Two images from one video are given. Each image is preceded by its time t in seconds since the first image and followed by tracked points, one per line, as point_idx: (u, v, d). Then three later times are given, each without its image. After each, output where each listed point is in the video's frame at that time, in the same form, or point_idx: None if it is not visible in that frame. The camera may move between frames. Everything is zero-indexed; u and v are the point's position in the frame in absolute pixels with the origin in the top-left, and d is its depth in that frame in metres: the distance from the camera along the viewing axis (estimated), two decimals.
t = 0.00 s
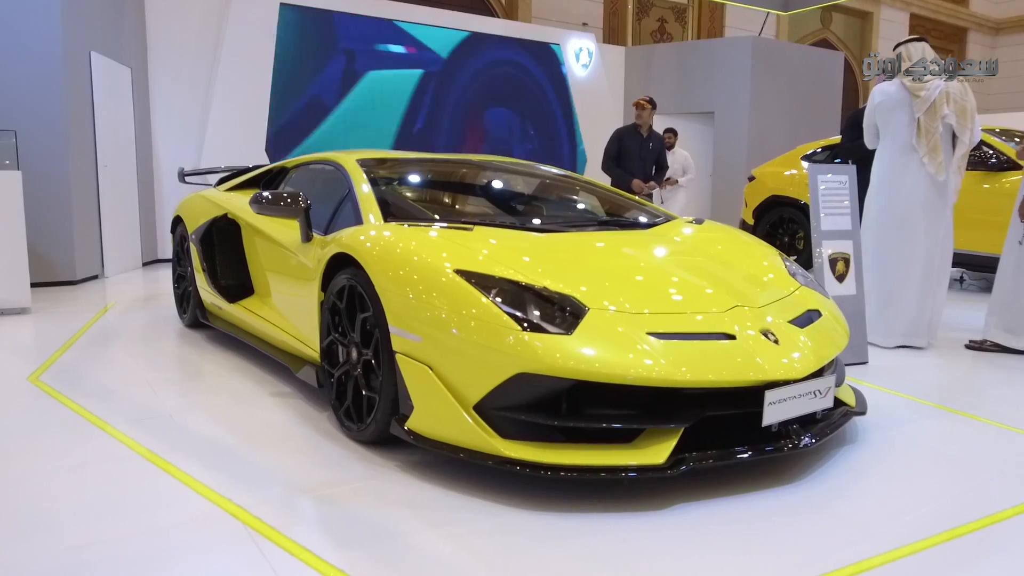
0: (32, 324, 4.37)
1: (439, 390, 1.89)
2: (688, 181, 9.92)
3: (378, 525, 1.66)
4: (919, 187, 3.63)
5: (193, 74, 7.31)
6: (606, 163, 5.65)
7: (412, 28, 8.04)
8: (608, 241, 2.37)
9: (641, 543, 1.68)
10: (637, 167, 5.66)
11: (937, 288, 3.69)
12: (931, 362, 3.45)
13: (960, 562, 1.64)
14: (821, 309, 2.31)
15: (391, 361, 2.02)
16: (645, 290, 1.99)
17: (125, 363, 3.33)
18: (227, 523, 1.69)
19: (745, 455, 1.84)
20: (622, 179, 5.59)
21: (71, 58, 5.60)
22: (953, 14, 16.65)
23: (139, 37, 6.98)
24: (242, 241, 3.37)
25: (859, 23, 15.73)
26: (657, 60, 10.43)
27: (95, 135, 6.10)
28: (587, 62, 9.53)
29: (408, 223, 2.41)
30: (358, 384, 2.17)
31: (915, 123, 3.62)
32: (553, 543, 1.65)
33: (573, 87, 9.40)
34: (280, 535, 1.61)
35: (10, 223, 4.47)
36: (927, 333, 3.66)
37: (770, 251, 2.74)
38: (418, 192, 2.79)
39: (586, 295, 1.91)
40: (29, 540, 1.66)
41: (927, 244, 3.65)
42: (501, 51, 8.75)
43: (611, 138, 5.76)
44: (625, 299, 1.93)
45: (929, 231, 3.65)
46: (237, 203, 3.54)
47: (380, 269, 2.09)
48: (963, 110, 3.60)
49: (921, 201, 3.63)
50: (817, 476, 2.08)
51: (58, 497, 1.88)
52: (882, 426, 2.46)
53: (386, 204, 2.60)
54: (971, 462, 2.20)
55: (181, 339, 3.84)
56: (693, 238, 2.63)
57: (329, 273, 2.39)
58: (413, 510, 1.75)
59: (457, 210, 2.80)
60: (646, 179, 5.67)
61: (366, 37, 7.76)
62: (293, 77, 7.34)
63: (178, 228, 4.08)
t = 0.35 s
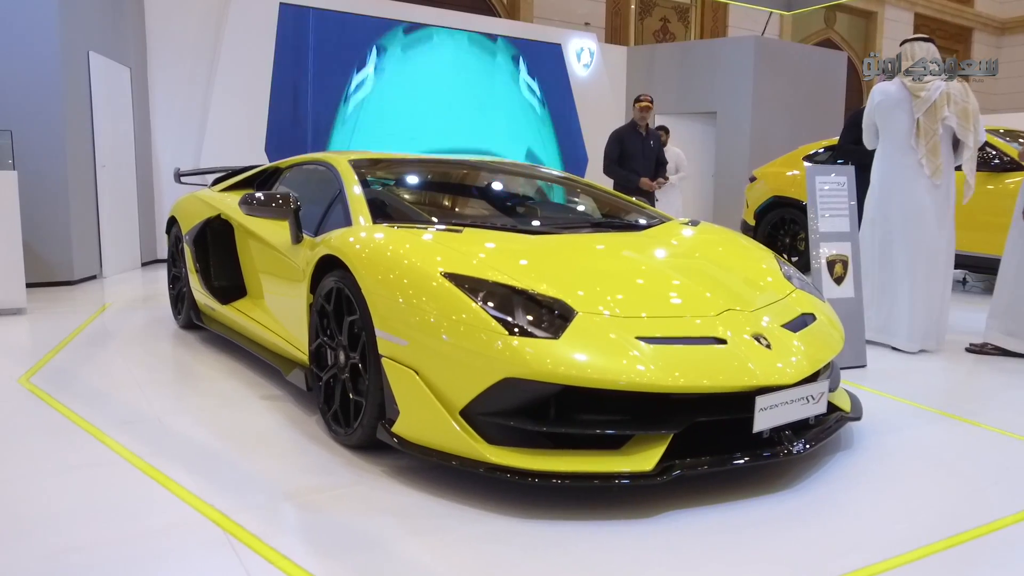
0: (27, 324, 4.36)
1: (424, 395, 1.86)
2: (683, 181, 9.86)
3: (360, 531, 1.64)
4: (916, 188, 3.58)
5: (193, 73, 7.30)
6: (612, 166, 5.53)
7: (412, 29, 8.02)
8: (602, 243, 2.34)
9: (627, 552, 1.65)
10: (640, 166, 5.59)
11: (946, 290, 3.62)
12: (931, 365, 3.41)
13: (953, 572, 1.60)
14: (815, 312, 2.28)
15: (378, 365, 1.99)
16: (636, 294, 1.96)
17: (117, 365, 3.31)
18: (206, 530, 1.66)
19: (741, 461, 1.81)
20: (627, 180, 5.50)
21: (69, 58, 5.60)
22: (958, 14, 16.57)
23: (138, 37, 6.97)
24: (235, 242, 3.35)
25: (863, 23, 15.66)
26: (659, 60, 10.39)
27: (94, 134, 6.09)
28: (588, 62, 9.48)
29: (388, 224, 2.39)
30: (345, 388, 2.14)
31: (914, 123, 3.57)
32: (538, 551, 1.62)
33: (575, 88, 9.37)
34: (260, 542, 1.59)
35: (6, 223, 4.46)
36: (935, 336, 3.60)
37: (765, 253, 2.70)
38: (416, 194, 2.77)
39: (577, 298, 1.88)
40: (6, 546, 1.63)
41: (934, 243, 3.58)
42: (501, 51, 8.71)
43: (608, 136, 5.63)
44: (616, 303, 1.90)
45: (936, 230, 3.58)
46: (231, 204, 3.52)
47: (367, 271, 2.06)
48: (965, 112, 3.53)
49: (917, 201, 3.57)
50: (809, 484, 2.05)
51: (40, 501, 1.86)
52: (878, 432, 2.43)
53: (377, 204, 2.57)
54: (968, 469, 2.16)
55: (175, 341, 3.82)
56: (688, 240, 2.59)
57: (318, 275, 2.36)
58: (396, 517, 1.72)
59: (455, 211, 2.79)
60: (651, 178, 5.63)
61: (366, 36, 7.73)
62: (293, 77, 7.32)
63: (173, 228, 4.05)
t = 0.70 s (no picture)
0: (23, 324, 4.36)
1: (410, 397, 1.84)
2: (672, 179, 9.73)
3: (342, 535, 1.62)
4: (914, 189, 3.54)
5: (192, 73, 7.28)
6: (613, 168, 5.49)
7: (411, 28, 8.00)
8: (595, 245, 2.32)
9: (612, 557, 1.62)
10: (640, 166, 5.57)
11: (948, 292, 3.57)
12: (929, 367, 3.37)
13: None
14: (808, 315, 2.25)
15: (364, 367, 1.97)
16: (624, 297, 1.94)
17: (110, 366, 3.30)
18: (186, 533, 1.64)
19: (735, 465, 1.79)
20: (629, 181, 5.46)
21: (67, 58, 5.59)
22: (962, 14, 16.48)
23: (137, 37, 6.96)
24: (229, 242, 3.33)
25: (867, 22, 15.60)
26: (660, 59, 10.36)
27: (92, 133, 6.09)
28: (589, 62, 9.45)
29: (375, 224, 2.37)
30: (332, 390, 2.12)
31: (911, 123, 3.54)
32: (521, 556, 1.60)
33: (575, 87, 9.34)
34: (241, 547, 1.57)
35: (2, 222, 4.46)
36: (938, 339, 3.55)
37: (760, 254, 2.67)
38: (414, 196, 2.77)
39: (567, 301, 1.86)
40: None
41: (935, 243, 3.53)
42: (501, 51, 8.69)
43: (605, 138, 5.57)
44: (606, 306, 1.88)
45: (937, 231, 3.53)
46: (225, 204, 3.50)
47: (355, 273, 2.04)
48: (962, 113, 3.50)
49: (914, 202, 3.54)
50: (801, 488, 2.02)
51: (24, 504, 1.85)
52: (872, 435, 2.40)
53: (369, 204, 2.55)
54: (963, 474, 2.13)
55: (169, 341, 3.81)
56: (682, 241, 2.56)
57: (306, 275, 2.34)
58: (380, 521, 1.70)
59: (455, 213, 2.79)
60: (653, 176, 5.61)
61: (365, 36, 7.71)
62: (292, 77, 7.30)
63: (168, 228, 4.04)
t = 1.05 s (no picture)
0: (21, 323, 4.36)
1: (395, 400, 1.81)
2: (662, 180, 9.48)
3: (322, 540, 1.59)
4: (917, 188, 3.50)
5: (194, 72, 7.28)
6: (614, 169, 5.34)
7: (414, 28, 7.97)
8: (590, 246, 2.28)
9: (598, 563, 1.59)
10: (643, 166, 5.41)
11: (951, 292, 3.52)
12: (931, 370, 3.33)
13: None
14: (803, 317, 2.22)
15: (350, 370, 1.95)
16: (617, 299, 1.91)
17: (104, 366, 3.28)
18: (165, 537, 1.62)
19: (731, 470, 1.77)
20: (631, 181, 5.30)
21: (69, 58, 5.59)
22: (972, 14, 16.33)
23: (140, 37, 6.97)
24: (224, 243, 3.32)
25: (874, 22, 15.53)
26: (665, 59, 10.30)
27: (94, 133, 6.09)
28: (593, 61, 9.40)
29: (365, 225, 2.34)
30: (320, 391, 2.10)
31: (914, 121, 3.49)
32: (505, 562, 1.57)
33: (579, 87, 9.30)
34: (219, 551, 1.55)
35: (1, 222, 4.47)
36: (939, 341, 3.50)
37: (756, 255, 2.64)
38: (415, 198, 2.76)
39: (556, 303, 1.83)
40: None
41: (937, 244, 3.49)
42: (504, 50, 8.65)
43: (606, 139, 5.43)
44: (598, 309, 1.85)
45: (940, 231, 3.49)
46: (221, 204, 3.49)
47: (343, 274, 2.02)
48: (963, 109, 3.47)
49: (916, 202, 3.50)
50: (794, 494, 1.98)
51: (6, 505, 1.83)
52: (868, 439, 2.36)
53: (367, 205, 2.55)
54: (961, 480, 2.09)
55: (165, 342, 3.80)
56: (677, 242, 2.53)
57: (295, 276, 2.32)
58: (362, 526, 1.67)
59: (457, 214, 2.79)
60: (656, 177, 5.45)
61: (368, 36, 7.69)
62: (295, 77, 7.29)
63: (166, 228, 4.03)
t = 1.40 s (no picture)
0: (25, 321, 4.37)
1: (383, 401, 1.79)
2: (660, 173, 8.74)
3: (305, 543, 1.57)
4: (924, 187, 3.44)
5: (201, 71, 7.30)
6: (625, 169, 5.11)
7: (421, 28, 7.96)
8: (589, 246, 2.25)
9: (584, 569, 1.56)
10: (653, 165, 5.19)
11: (958, 293, 3.46)
12: (936, 372, 3.28)
13: None
14: (802, 319, 2.18)
15: (339, 371, 1.93)
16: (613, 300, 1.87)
17: (102, 364, 3.29)
18: (148, 537, 1.60)
19: (732, 473, 1.75)
20: (639, 180, 5.07)
21: (75, 58, 5.61)
22: (987, 12, 16.17)
23: (148, 37, 6.99)
24: (223, 241, 3.31)
25: (886, 21, 15.41)
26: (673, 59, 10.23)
27: (100, 132, 6.11)
28: (601, 61, 9.35)
29: (360, 224, 2.32)
30: (310, 392, 2.08)
31: (921, 119, 3.45)
32: (492, 567, 1.54)
33: (587, 86, 9.26)
34: (201, 552, 1.53)
35: (5, 220, 4.48)
36: (944, 343, 3.45)
37: (754, 255, 2.60)
38: (421, 199, 2.76)
39: (547, 302, 1.81)
40: None
41: (945, 245, 3.43)
42: (512, 50, 8.62)
43: (619, 136, 5.17)
44: (594, 310, 1.82)
45: (946, 231, 3.43)
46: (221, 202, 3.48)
47: (334, 273, 2.00)
48: (971, 107, 3.43)
49: (923, 202, 3.44)
50: (788, 498, 1.95)
51: None
52: (869, 443, 2.31)
53: (368, 204, 2.53)
54: (962, 485, 2.04)
55: (166, 340, 3.80)
56: (677, 242, 2.49)
57: (288, 275, 2.30)
58: (348, 528, 1.65)
59: (462, 215, 2.79)
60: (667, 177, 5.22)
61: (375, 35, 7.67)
62: (301, 77, 7.29)
63: (168, 227, 4.03)
